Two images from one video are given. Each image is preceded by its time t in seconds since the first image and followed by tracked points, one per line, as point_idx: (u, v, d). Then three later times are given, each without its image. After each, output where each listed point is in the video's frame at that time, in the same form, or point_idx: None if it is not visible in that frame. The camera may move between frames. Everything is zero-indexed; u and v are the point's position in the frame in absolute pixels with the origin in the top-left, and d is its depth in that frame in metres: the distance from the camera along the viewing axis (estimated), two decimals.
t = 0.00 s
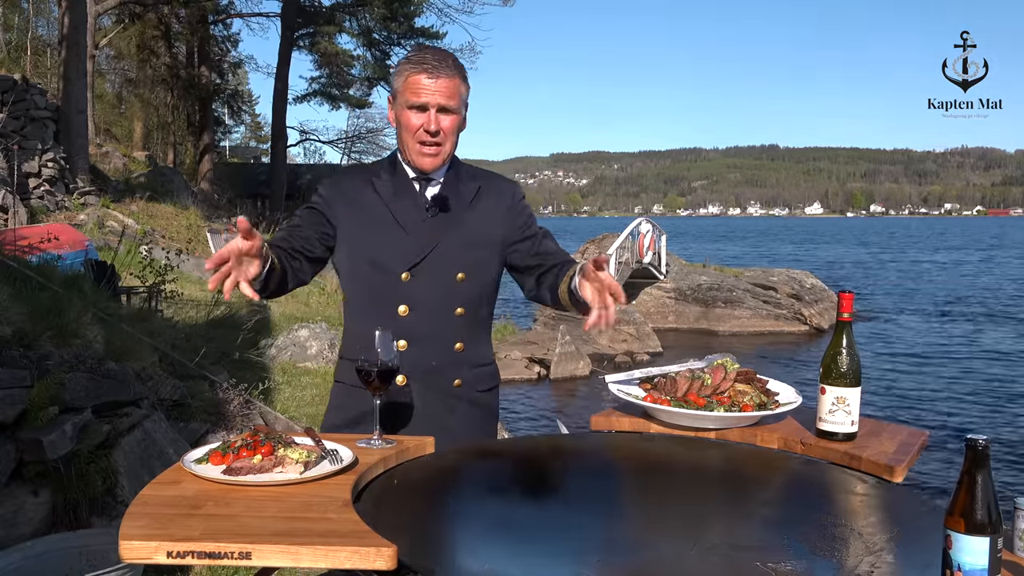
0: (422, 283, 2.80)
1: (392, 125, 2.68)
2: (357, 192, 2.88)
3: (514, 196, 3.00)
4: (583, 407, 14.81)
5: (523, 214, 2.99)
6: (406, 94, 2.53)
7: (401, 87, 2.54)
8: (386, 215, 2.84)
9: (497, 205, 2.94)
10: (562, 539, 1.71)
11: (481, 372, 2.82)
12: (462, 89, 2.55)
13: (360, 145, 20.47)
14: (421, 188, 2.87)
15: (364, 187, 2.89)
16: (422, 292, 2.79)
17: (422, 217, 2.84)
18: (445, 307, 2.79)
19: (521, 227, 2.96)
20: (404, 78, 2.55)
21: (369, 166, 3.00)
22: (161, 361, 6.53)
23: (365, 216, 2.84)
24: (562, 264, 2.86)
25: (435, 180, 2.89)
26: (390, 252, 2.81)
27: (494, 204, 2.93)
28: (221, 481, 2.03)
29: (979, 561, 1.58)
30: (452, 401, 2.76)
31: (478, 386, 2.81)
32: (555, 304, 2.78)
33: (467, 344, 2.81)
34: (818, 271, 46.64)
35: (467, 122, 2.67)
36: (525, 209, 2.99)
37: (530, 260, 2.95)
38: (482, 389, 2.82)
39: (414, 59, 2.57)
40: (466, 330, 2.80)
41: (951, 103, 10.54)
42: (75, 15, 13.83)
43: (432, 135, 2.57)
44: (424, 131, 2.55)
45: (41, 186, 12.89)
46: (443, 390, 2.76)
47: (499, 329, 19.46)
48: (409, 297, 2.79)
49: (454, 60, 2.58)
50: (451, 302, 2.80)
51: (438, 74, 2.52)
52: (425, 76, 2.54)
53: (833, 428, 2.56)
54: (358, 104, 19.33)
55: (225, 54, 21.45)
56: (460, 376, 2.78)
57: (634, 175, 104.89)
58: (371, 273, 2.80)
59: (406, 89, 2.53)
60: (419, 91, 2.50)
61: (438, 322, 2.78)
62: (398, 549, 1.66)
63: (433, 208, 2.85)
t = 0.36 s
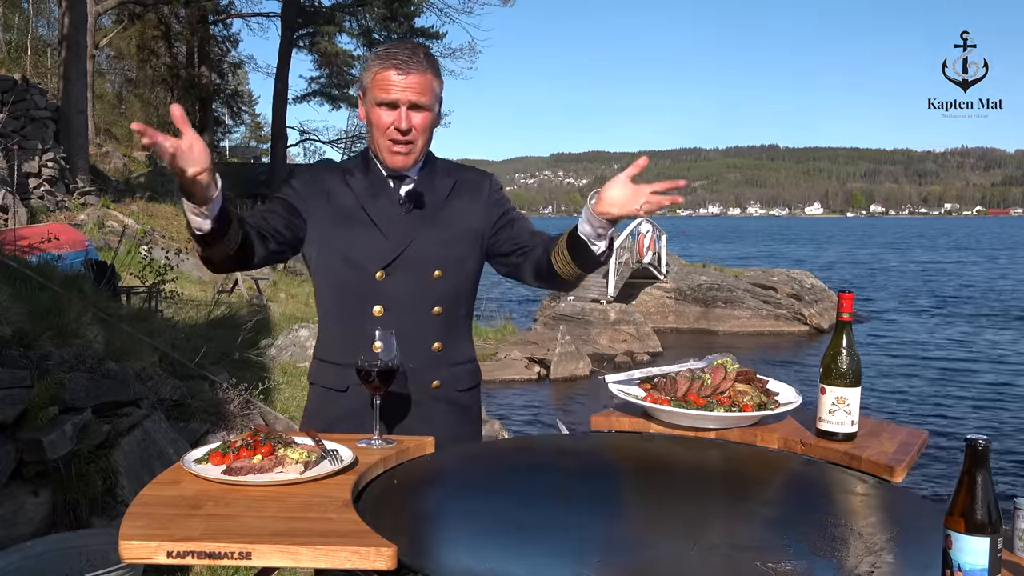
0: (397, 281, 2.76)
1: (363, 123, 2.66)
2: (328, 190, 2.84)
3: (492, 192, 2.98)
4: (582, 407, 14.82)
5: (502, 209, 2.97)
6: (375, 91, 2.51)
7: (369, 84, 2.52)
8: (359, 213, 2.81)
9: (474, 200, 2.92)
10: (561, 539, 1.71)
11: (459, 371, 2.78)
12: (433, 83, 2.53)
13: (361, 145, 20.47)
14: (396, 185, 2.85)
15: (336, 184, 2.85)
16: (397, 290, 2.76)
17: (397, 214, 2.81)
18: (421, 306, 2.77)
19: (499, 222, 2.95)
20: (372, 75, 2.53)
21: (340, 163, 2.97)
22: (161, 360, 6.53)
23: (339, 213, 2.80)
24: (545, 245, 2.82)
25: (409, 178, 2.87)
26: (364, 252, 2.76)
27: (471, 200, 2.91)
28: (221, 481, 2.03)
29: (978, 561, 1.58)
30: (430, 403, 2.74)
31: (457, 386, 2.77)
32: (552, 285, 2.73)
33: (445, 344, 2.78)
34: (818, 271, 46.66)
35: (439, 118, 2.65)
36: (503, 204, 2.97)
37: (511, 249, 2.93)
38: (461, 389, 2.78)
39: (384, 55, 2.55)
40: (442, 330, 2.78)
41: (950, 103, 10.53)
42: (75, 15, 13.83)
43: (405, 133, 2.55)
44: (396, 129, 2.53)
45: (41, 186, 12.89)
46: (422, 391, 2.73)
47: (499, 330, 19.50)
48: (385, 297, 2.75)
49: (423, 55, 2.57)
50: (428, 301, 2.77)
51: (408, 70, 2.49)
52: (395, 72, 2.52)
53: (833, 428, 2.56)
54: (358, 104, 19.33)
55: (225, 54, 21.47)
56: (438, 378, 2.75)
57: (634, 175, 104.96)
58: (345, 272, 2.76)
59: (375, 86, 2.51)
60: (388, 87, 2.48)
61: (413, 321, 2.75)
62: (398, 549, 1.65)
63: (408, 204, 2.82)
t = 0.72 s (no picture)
0: (385, 287, 2.76)
1: (347, 122, 2.66)
2: (313, 192, 2.83)
3: (479, 190, 2.97)
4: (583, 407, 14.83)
5: (491, 209, 2.96)
6: (358, 90, 2.51)
7: (353, 83, 2.52)
8: (345, 216, 2.80)
9: (461, 201, 2.91)
10: (561, 539, 1.71)
11: (450, 375, 2.78)
12: (418, 82, 2.53)
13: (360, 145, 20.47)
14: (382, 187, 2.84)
15: (321, 187, 2.84)
16: (385, 296, 2.75)
17: (384, 217, 2.80)
18: (410, 310, 2.76)
19: (488, 222, 2.95)
20: (356, 73, 2.53)
21: (324, 163, 2.96)
22: (161, 360, 6.53)
23: (325, 217, 2.80)
24: (533, 249, 2.83)
25: (395, 179, 2.85)
26: (352, 257, 2.76)
27: (458, 200, 2.91)
28: (221, 481, 2.03)
29: (979, 561, 1.58)
30: (421, 407, 2.73)
31: (450, 389, 2.78)
32: (541, 290, 2.74)
33: (435, 349, 2.78)
34: (818, 271, 46.64)
35: (425, 117, 2.64)
36: (492, 203, 2.96)
37: (499, 251, 2.94)
38: (453, 392, 2.78)
39: (368, 52, 2.54)
40: (432, 335, 2.77)
41: (950, 103, 10.54)
42: (75, 15, 13.83)
43: (389, 133, 2.55)
44: (380, 129, 2.54)
45: (41, 186, 12.89)
46: (412, 398, 2.72)
47: (499, 330, 19.52)
48: (373, 303, 2.74)
49: (407, 51, 2.56)
50: (417, 306, 2.77)
51: (392, 69, 2.49)
52: (379, 71, 2.52)
53: (833, 428, 2.56)
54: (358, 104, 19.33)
55: (225, 54, 21.48)
56: (429, 383, 2.75)
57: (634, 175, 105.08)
58: (333, 279, 2.75)
59: (359, 84, 2.51)
60: (372, 87, 2.48)
61: (403, 325, 2.75)
62: (399, 550, 1.66)
63: (394, 207, 2.82)
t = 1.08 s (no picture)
0: (382, 289, 2.76)
1: (340, 120, 2.65)
2: (309, 193, 2.83)
3: (474, 190, 2.97)
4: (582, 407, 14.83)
5: (486, 208, 2.97)
6: (350, 88, 2.51)
7: (345, 80, 2.52)
8: (341, 218, 2.80)
9: (456, 201, 2.91)
10: (560, 539, 1.71)
11: (449, 375, 2.79)
12: (411, 79, 2.53)
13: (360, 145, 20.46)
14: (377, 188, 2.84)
15: (316, 189, 2.83)
16: (382, 297, 2.75)
17: (379, 218, 2.80)
18: (408, 312, 2.77)
19: (483, 222, 2.95)
20: (348, 70, 2.53)
21: (318, 164, 2.95)
22: (161, 361, 6.53)
23: (321, 219, 2.79)
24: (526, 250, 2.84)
25: (390, 179, 2.86)
26: (348, 259, 2.76)
27: (453, 199, 2.91)
28: (221, 481, 2.04)
29: (979, 561, 1.58)
30: (419, 408, 2.73)
31: (448, 390, 2.78)
32: (532, 291, 2.73)
33: (434, 350, 2.78)
34: (817, 270, 46.66)
35: (418, 115, 2.64)
36: (486, 203, 2.96)
37: (493, 251, 2.94)
38: (451, 393, 2.79)
39: (360, 50, 2.54)
40: (429, 336, 2.77)
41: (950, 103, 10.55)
42: (75, 15, 13.84)
43: (381, 131, 2.55)
44: (371, 127, 2.53)
45: (41, 186, 12.89)
46: (411, 399, 2.72)
47: (499, 330, 19.53)
48: (370, 304, 2.75)
49: (400, 48, 2.56)
50: (414, 307, 2.77)
51: (384, 66, 2.49)
52: (370, 68, 2.52)
53: (833, 428, 2.56)
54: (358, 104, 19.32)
55: (225, 54, 21.49)
56: (428, 384, 2.75)
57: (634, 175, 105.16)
58: (330, 281, 2.76)
59: (351, 82, 2.51)
60: (363, 84, 2.48)
61: (400, 326, 2.75)
62: (398, 550, 1.66)
63: (390, 208, 2.82)
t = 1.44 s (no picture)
0: (382, 291, 2.76)
1: (335, 122, 2.66)
2: (307, 195, 2.83)
3: (471, 189, 2.97)
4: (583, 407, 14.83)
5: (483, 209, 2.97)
6: (346, 89, 2.51)
7: (341, 81, 2.52)
8: (339, 219, 2.80)
9: (453, 201, 2.91)
10: (562, 539, 1.71)
11: (449, 375, 2.79)
12: (407, 81, 2.53)
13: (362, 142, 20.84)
14: (373, 189, 2.84)
15: (313, 191, 2.83)
16: (381, 299, 2.75)
17: (377, 219, 2.80)
18: (408, 313, 2.77)
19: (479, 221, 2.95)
20: (344, 71, 2.52)
21: (314, 165, 2.95)
22: (162, 360, 6.54)
23: (319, 220, 2.79)
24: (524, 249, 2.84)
25: (387, 180, 2.86)
26: (347, 260, 2.76)
27: (450, 199, 2.91)
28: (221, 481, 2.03)
29: (979, 561, 1.58)
30: (419, 408, 2.73)
31: (448, 390, 2.78)
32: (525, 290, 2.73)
33: (434, 351, 2.78)
34: (817, 271, 46.65)
35: (414, 117, 2.64)
36: (483, 202, 2.96)
37: (489, 251, 2.94)
38: (451, 393, 2.79)
39: (356, 50, 2.54)
40: (429, 336, 2.77)
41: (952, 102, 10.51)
42: (75, 16, 13.82)
43: (376, 132, 2.54)
44: (367, 128, 2.53)
45: (41, 186, 12.89)
46: (412, 399, 2.72)
47: (499, 330, 19.53)
48: (370, 306, 2.74)
49: (396, 49, 2.56)
50: (414, 308, 2.78)
51: (379, 67, 2.49)
52: (366, 68, 2.52)
53: (833, 428, 2.56)
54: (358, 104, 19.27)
55: (224, 54, 21.48)
56: (429, 385, 2.75)
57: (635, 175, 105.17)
58: (329, 284, 2.75)
59: (347, 82, 2.51)
60: (359, 85, 2.48)
61: (400, 327, 2.75)
62: (399, 550, 1.66)
63: (387, 208, 2.82)
